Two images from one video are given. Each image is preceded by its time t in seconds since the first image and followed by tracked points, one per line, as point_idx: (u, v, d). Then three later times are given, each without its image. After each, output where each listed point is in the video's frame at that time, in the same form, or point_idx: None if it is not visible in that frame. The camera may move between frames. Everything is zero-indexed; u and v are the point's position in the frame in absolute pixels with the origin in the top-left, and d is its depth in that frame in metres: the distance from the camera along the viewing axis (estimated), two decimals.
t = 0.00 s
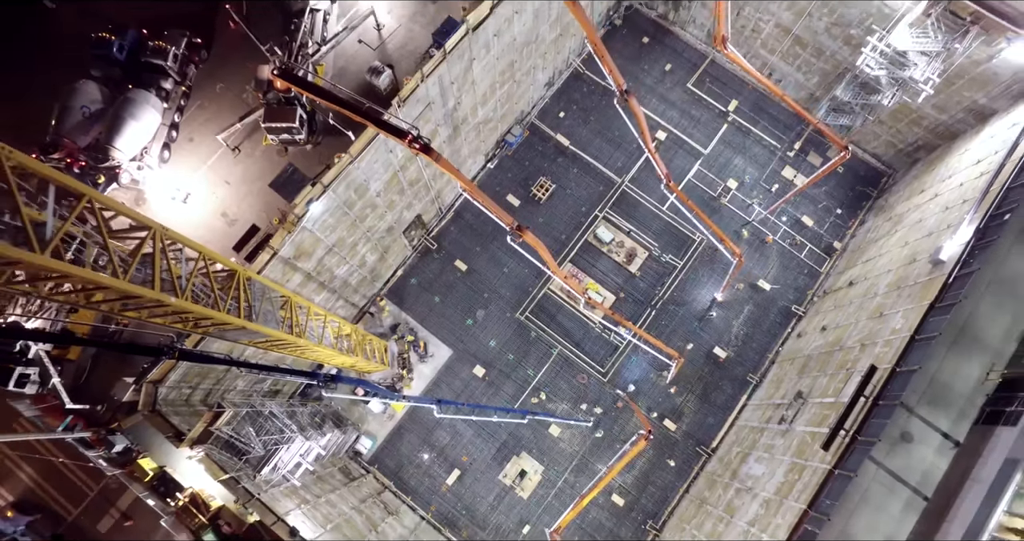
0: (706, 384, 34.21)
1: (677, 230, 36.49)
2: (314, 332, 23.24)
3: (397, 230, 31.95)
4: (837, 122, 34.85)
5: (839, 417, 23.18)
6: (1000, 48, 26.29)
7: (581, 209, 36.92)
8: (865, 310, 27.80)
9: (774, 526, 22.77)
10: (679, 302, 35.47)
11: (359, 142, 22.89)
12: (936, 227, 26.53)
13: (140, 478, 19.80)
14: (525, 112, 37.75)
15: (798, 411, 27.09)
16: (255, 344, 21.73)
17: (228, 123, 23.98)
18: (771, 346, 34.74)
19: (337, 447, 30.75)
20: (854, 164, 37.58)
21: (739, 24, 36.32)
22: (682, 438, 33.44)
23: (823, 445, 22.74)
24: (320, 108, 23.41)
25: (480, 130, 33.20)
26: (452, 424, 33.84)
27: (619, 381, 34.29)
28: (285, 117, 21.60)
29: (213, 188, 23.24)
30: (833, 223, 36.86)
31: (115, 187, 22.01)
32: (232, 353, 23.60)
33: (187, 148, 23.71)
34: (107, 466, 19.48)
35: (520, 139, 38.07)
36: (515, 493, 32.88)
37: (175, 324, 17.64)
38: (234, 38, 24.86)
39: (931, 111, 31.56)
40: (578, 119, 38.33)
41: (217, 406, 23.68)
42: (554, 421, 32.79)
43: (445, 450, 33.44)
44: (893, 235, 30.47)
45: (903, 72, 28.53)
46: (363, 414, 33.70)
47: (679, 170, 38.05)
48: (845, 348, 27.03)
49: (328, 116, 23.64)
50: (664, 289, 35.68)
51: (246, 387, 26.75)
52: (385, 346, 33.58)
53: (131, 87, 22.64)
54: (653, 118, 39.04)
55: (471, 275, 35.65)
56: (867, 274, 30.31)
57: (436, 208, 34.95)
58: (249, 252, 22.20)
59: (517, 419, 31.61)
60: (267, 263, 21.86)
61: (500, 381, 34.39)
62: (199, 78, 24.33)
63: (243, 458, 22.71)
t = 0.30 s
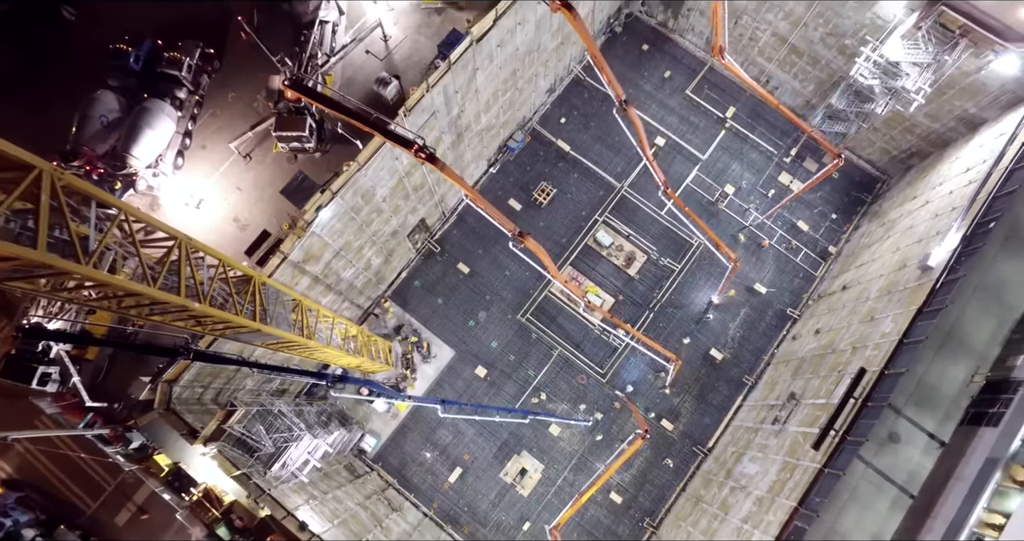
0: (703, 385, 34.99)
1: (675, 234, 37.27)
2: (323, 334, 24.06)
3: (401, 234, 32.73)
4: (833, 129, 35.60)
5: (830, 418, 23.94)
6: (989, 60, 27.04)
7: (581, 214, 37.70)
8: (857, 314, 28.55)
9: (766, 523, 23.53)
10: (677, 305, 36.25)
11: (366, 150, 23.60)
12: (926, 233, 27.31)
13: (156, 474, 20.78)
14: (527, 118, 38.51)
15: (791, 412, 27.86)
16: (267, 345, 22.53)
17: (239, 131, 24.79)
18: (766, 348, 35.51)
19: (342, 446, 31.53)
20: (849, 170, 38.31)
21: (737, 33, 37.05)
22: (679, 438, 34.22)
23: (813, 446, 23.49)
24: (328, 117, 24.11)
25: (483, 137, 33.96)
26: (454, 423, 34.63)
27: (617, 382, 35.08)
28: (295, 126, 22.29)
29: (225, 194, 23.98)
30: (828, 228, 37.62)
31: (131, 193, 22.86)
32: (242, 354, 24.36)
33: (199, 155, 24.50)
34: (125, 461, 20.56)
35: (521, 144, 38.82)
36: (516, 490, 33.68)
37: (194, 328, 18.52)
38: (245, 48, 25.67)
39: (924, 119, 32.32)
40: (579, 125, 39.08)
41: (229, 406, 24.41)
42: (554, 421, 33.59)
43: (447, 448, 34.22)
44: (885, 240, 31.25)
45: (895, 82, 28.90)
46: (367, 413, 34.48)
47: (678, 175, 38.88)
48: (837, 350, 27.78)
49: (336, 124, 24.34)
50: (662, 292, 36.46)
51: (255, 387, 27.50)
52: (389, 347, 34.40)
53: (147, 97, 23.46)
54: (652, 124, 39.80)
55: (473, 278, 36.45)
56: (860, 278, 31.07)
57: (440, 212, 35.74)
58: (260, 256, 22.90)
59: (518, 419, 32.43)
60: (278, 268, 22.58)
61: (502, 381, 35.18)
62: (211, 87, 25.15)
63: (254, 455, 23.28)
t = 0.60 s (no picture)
0: (699, 385, 35.73)
1: (673, 238, 38.00)
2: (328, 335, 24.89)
3: (404, 237, 33.48)
4: (827, 136, 36.29)
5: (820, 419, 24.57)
6: (976, 71, 27.76)
7: (580, 218, 38.45)
8: (849, 317, 29.26)
9: (757, 520, 24.28)
10: (674, 308, 36.98)
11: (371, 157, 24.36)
12: (915, 239, 28.04)
13: (168, 470, 22.19)
14: (527, 124, 39.23)
15: (784, 412, 28.60)
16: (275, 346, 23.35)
17: (248, 138, 25.53)
18: (761, 349, 36.25)
19: (346, 444, 32.30)
20: (843, 176, 38.99)
21: (734, 41, 37.72)
22: (675, 438, 34.98)
23: (803, 445, 24.15)
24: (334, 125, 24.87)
25: (484, 142, 34.70)
26: (455, 422, 35.36)
27: (615, 383, 35.83)
28: (302, 134, 23.06)
29: (234, 199, 24.69)
30: (823, 232, 38.33)
31: (144, 198, 23.80)
32: (250, 354, 25.13)
33: (209, 161, 25.24)
34: (138, 458, 22.09)
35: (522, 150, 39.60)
36: (515, 488, 34.44)
37: (208, 331, 19.41)
38: (253, 57, 26.44)
39: (915, 127, 33.04)
40: (578, 131, 39.79)
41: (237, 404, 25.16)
42: (553, 421, 34.34)
43: (448, 447, 34.96)
44: (877, 245, 31.96)
45: (887, 91, 29.82)
46: (370, 413, 35.21)
47: (675, 180, 39.62)
48: (829, 353, 28.50)
49: (342, 132, 25.07)
50: (659, 295, 37.20)
51: (262, 386, 28.25)
52: (392, 347, 35.19)
53: (159, 106, 24.25)
54: (649, 129, 40.51)
55: (474, 280, 37.21)
56: (852, 282, 31.79)
57: (442, 215, 36.48)
58: (269, 260, 23.61)
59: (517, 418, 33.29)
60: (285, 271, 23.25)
61: (502, 381, 35.92)
62: (221, 96, 25.92)
63: (262, 452, 23.58)
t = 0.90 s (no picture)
0: (694, 385, 36.55)
1: (669, 241, 38.83)
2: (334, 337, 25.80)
3: (407, 240, 34.28)
4: (820, 141, 37.14)
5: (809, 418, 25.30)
6: (962, 80, 28.58)
7: (578, 221, 39.25)
8: (839, 319, 30.05)
9: (748, 516, 25.12)
10: (670, 309, 37.80)
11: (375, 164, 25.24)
12: (903, 243, 28.87)
13: (181, 466, 23.21)
14: (527, 129, 40.01)
15: (775, 411, 29.43)
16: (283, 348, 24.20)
17: (255, 146, 26.35)
18: (755, 350, 37.07)
19: (350, 442, 33.14)
20: (836, 180, 39.79)
21: (729, 48, 38.51)
22: (671, 437, 35.80)
23: (792, 443, 24.89)
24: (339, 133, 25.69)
25: (484, 147, 35.48)
26: (455, 421, 36.17)
27: (612, 383, 36.66)
28: (309, 142, 23.89)
29: (242, 205, 25.47)
30: (816, 235, 39.11)
31: (155, 204, 24.64)
32: (258, 355, 25.99)
33: (218, 168, 26.04)
34: (151, 454, 23.19)
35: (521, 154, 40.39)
36: (514, 486, 35.25)
37: (222, 333, 20.30)
38: (260, 67, 27.28)
39: (905, 133, 33.83)
40: (576, 136, 40.60)
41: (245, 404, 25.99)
42: (551, 420, 35.17)
43: (448, 446, 35.76)
44: (868, 249, 32.76)
45: (877, 99, 30.62)
46: (372, 411, 35.99)
47: (671, 184, 40.42)
48: (819, 353, 29.30)
49: (347, 140, 25.87)
50: (656, 297, 38.02)
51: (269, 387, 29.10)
52: (394, 348, 36.06)
53: (170, 114, 25.10)
54: (647, 134, 41.28)
55: (474, 283, 38.04)
56: (843, 284, 32.60)
57: (443, 219, 37.29)
58: (276, 264, 24.37)
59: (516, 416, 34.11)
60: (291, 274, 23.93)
61: (501, 381, 36.73)
62: (229, 104, 26.74)
63: (269, 450, 23.84)
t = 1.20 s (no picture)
0: (690, 386, 37.33)
1: (666, 244, 39.61)
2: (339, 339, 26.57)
3: (409, 244, 35.05)
4: (814, 146, 37.77)
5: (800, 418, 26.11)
6: (950, 89, 29.34)
7: (577, 225, 40.03)
8: (831, 321, 30.79)
9: (741, 512, 25.90)
10: (667, 311, 38.57)
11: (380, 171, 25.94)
12: (893, 247, 29.64)
13: (191, 464, 23.75)
14: (527, 134, 40.76)
15: (768, 411, 30.21)
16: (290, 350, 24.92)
17: (263, 154, 27.13)
18: (750, 351, 37.84)
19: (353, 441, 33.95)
20: (831, 184, 40.52)
21: (725, 55, 39.23)
22: (667, 436, 36.59)
23: (784, 442, 25.75)
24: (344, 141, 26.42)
25: (485, 153, 36.22)
26: (457, 421, 36.95)
27: (610, 383, 37.43)
28: (316, 151, 24.65)
29: (251, 211, 26.22)
30: (811, 239, 39.86)
31: (167, 210, 25.27)
32: (265, 357, 26.71)
33: (226, 175, 26.80)
34: (164, 453, 23.64)
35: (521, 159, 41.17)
36: (514, 484, 36.02)
37: (234, 337, 21.03)
38: (267, 76, 28.10)
39: (896, 139, 34.56)
40: (575, 141, 41.37)
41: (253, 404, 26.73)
42: (551, 420, 35.95)
43: (449, 445, 36.54)
44: (860, 253, 33.50)
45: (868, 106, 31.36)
46: (375, 411, 36.74)
47: (668, 188, 41.15)
48: (812, 355, 30.07)
49: (352, 148, 26.61)
50: (653, 299, 38.79)
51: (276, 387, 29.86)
52: (396, 349, 36.94)
53: (180, 123, 25.94)
54: (645, 139, 42.00)
55: (475, 285, 38.81)
56: (836, 287, 33.36)
57: (444, 223, 38.06)
58: (284, 268, 25.06)
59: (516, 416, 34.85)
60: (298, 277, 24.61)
61: (502, 382, 37.50)
62: (237, 113, 27.53)
63: (277, 448, 25.56)
